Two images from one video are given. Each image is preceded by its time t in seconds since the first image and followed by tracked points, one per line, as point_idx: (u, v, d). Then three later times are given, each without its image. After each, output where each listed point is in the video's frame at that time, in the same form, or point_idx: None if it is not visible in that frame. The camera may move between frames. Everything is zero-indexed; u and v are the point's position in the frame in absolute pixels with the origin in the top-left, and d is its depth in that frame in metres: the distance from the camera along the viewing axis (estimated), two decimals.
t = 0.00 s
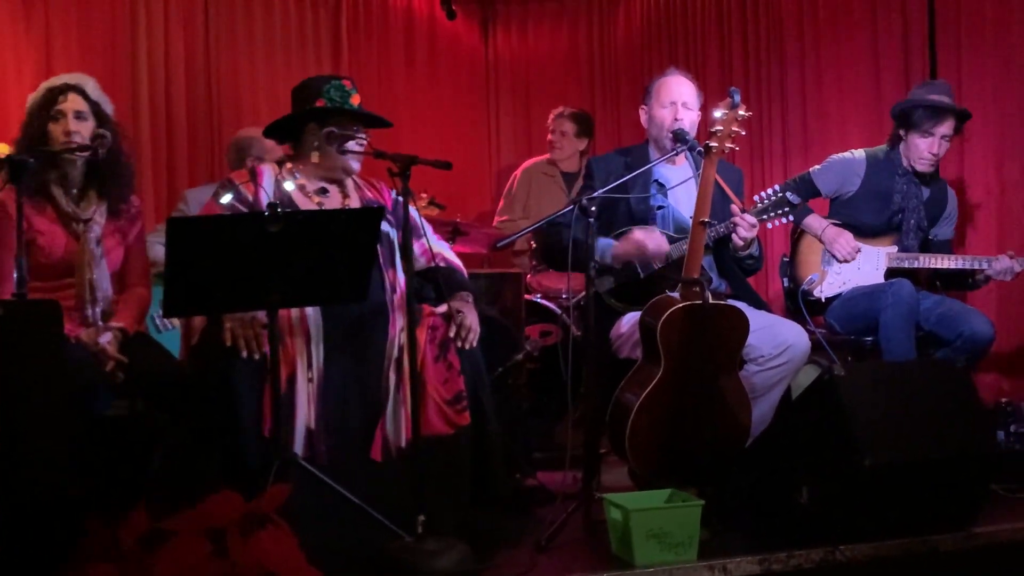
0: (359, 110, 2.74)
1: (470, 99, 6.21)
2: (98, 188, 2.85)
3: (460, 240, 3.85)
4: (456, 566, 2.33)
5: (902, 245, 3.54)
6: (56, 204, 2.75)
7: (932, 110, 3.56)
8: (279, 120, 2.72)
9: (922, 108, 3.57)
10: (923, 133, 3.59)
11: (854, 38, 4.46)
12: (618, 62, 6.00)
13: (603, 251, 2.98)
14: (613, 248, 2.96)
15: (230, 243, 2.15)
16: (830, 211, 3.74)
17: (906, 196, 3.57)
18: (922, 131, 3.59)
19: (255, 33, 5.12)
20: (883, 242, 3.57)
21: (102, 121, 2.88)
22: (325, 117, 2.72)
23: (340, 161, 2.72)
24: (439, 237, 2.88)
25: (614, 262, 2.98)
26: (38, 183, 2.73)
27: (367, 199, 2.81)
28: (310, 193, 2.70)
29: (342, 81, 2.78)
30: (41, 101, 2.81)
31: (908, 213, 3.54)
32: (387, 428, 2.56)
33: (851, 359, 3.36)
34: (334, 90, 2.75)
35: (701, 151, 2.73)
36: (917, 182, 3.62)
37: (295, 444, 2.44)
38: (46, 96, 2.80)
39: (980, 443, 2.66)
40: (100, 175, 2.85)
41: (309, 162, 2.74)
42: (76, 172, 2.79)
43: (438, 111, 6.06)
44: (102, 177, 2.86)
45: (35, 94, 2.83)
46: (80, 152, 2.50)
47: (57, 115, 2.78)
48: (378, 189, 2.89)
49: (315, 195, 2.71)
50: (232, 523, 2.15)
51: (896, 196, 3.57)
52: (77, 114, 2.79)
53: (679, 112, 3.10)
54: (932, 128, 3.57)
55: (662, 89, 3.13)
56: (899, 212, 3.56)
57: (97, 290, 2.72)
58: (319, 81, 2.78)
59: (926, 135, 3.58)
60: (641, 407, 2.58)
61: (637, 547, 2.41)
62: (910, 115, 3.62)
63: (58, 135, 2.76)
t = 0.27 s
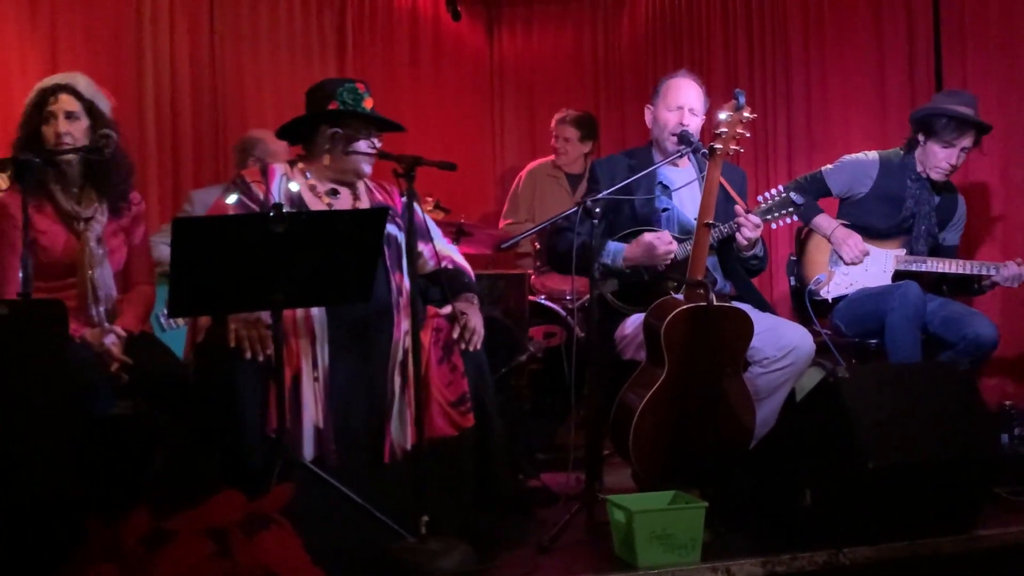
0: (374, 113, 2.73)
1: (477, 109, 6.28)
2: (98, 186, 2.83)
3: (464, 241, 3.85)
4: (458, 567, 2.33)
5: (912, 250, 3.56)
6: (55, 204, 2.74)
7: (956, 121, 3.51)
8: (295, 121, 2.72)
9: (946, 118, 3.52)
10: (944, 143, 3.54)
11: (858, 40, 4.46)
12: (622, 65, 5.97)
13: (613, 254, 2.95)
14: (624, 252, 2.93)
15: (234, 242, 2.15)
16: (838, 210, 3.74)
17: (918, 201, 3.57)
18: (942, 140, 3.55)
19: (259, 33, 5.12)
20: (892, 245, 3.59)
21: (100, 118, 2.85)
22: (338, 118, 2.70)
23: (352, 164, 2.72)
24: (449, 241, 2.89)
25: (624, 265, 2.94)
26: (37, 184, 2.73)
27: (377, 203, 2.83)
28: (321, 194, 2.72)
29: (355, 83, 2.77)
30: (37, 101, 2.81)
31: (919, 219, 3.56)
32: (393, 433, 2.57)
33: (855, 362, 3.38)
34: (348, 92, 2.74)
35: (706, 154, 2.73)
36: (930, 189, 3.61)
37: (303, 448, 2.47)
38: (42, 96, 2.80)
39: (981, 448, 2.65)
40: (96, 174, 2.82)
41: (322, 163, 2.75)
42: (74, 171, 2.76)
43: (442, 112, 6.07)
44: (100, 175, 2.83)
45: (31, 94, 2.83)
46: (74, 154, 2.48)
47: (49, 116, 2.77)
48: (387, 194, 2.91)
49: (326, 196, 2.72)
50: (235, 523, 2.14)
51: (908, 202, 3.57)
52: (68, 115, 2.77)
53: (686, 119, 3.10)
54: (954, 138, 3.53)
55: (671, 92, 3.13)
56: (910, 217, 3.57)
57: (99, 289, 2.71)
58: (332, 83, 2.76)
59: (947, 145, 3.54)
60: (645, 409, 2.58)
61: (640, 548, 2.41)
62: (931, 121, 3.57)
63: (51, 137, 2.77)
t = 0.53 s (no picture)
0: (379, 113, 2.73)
1: (483, 105, 6.25)
2: (109, 185, 2.84)
3: (472, 241, 3.86)
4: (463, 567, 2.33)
5: (926, 249, 3.54)
6: (67, 202, 2.78)
7: (961, 116, 3.51)
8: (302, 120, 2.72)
9: (951, 114, 3.52)
10: (950, 139, 3.54)
11: (866, 42, 4.46)
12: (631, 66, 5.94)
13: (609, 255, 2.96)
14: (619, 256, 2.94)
15: (240, 242, 2.15)
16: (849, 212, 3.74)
17: (930, 200, 3.56)
18: (949, 136, 3.54)
19: (267, 33, 5.13)
20: (907, 245, 3.56)
21: (111, 117, 2.84)
22: (345, 119, 2.71)
23: (357, 165, 2.71)
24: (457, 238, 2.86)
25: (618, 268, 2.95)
26: (49, 182, 2.76)
27: (383, 202, 2.80)
28: (326, 195, 2.71)
29: (360, 82, 2.75)
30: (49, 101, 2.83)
31: (932, 217, 3.54)
32: (396, 432, 2.56)
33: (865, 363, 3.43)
34: (353, 92, 2.72)
35: (713, 155, 2.72)
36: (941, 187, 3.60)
37: (304, 443, 2.46)
38: (53, 96, 2.81)
39: (989, 446, 2.67)
40: (107, 174, 2.83)
41: (328, 163, 2.74)
42: (85, 171, 2.80)
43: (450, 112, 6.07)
44: (111, 175, 2.84)
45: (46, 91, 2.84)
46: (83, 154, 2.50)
47: (60, 116, 2.78)
48: (395, 189, 2.88)
49: (331, 196, 2.71)
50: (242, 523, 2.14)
51: (920, 200, 3.57)
52: (79, 116, 2.77)
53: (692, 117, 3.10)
54: (961, 134, 3.53)
55: (672, 95, 3.13)
56: (923, 216, 3.55)
57: (109, 288, 2.73)
58: (338, 82, 2.75)
59: (954, 141, 3.54)
60: (652, 410, 2.58)
61: (646, 549, 2.41)
62: (937, 118, 3.56)
63: (61, 137, 2.78)
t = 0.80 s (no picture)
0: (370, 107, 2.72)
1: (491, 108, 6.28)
2: (124, 182, 2.86)
3: (477, 239, 3.86)
4: (469, 565, 2.33)
5: (928, 249, 3.54)
6: (81, 196, 2.79)
7: (959, 124, 3.52)
8: (296, 118, 2.74)
9: (950, 121, 3.52)
10: (948, 145, 3.55)
11: (873, 39, 4.45)
12: (637, 64, 5.93)
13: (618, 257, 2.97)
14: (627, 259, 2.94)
15: (245, 239, 2.15)
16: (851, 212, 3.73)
17: (930, 201, 3.55)
18: (947, 142, 3.56)
19: (274, 31, 5.13)
20: (906, 245, 3.57)
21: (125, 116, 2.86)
22: (341, 115, 2.73)
23: (354, 159, 2.71)
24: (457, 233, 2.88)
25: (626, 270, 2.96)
26: (63, 175, 2.78)
27: (382, 197, 2.79)
28: (324, 192, 2.71)
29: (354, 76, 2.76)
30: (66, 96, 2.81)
31: (932, 218, 3.54)
32: (400, 427, 2.56)
33: (870, 362, 3.41)
34: (347, 88, 2.72)
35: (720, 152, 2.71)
36: (940, 189, 3.60)
37: (306, 437, 2.44)
38: (71, 93, 2.80)
39: (995, 445, 2.67)
40: (122, 170, 2.85)
41: (325, 160, 2.74)
42: (100, 167, 2.81)
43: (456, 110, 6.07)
44: (125, 171, 2.85)
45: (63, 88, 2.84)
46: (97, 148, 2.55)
47: (77, 113, 2.78)
48: (395, 185, 2.88)
49: (329, 194, 2.71)
50: (249, 519, 2.14)
51: (920, 201, 3.56)
52: (96, 113, 2.78)
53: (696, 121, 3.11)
54: (958, 141, 3.54)
55: (679, 92, 3.12)
56: (923, 217, 3.54)
57: (119, 285, 2.74)
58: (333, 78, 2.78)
59: (951, 147, 3.55)
60: (658, 408, 2.58)
61: (652, 546, 2.41)
62: (936, 123, 3.57)
63: (79, 133, 2.77)
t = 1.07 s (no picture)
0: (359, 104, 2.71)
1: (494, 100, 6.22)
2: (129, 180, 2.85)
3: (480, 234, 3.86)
4: (474, 559, 2.34)
5: (923, 239, 3.52)
6: (87, 192, 2.79)
7: (940, 111, 3.55)
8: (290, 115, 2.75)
9: (930, 109, 3.55)
10: (932, 134, 3.57)
11: (877, 33, 4.45)
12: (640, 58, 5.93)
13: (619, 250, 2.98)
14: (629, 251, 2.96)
15: (248, 236, 2.15)
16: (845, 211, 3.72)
17: (921, 191, 3.55)
18: (930, 131, 3.58)
19: (277, 27, 5.13)
20: (901, 238, 3.56)
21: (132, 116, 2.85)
22: (334, 113, 2.72)
23: (347, 155, 2.73)
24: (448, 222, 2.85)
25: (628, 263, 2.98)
26: (70, 174, 2.78)
27: (377, 190, 2.81)
28: (319, 189, 2.71)
29: (346, 73, 2.76)
30: (72, 98, 2.81)
31: (925, 209, 3.53)
32: (403, 421, 2.56)
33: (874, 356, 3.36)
34: (338, 84, 2.72)
35: (724, 147, 2.71)
36: (931, 178, 3.60)
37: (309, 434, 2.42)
38: (77, 94, 2.80)
39: (999, 439, 2.67)
40: (131, 168, 2.84)
41: (317, 157, 2.76)
42: (106, 166, 2.81)
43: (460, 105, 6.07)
44: (131, 171, 2.84)
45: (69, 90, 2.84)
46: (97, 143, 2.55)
47: (83, 116, 2.78)
48: (388, 177, 2.88)
49: (324, 191, 2.71)
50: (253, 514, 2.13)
51: (911, 192, 3.55)
52: (101, 117, 2.78)
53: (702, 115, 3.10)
54: (942, 128, 3.56)
55: (685, 87, 3.12)
56: (916, 208, 3.54)
57: (124, 281, 2.74)
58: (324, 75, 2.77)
59: (935, 135, 3.57)
60: (662, 402, 2.59)
61: (655, 541, 2.41)
62: (917, 113, 3.60)
63: (83, 136, 2.77)
